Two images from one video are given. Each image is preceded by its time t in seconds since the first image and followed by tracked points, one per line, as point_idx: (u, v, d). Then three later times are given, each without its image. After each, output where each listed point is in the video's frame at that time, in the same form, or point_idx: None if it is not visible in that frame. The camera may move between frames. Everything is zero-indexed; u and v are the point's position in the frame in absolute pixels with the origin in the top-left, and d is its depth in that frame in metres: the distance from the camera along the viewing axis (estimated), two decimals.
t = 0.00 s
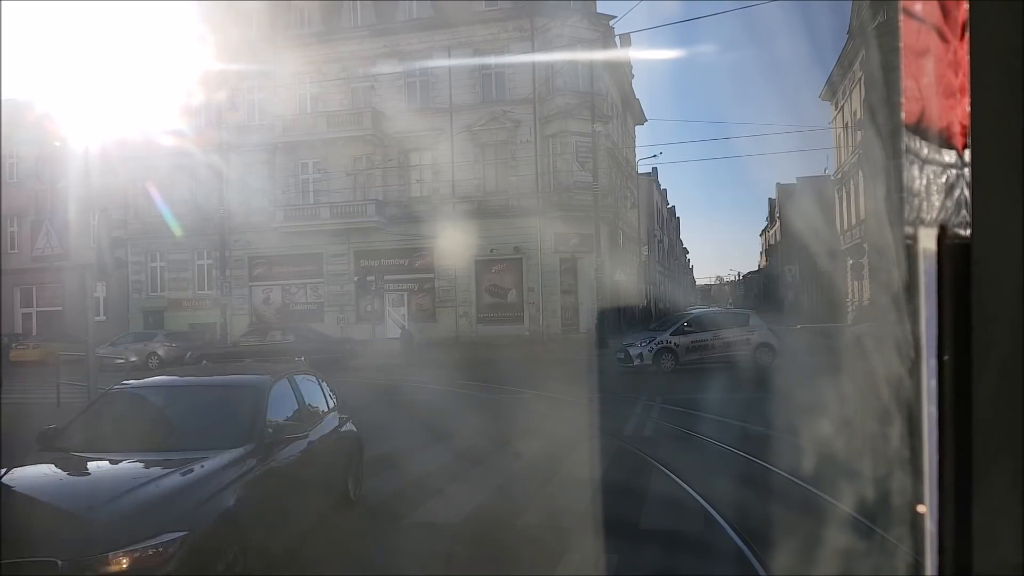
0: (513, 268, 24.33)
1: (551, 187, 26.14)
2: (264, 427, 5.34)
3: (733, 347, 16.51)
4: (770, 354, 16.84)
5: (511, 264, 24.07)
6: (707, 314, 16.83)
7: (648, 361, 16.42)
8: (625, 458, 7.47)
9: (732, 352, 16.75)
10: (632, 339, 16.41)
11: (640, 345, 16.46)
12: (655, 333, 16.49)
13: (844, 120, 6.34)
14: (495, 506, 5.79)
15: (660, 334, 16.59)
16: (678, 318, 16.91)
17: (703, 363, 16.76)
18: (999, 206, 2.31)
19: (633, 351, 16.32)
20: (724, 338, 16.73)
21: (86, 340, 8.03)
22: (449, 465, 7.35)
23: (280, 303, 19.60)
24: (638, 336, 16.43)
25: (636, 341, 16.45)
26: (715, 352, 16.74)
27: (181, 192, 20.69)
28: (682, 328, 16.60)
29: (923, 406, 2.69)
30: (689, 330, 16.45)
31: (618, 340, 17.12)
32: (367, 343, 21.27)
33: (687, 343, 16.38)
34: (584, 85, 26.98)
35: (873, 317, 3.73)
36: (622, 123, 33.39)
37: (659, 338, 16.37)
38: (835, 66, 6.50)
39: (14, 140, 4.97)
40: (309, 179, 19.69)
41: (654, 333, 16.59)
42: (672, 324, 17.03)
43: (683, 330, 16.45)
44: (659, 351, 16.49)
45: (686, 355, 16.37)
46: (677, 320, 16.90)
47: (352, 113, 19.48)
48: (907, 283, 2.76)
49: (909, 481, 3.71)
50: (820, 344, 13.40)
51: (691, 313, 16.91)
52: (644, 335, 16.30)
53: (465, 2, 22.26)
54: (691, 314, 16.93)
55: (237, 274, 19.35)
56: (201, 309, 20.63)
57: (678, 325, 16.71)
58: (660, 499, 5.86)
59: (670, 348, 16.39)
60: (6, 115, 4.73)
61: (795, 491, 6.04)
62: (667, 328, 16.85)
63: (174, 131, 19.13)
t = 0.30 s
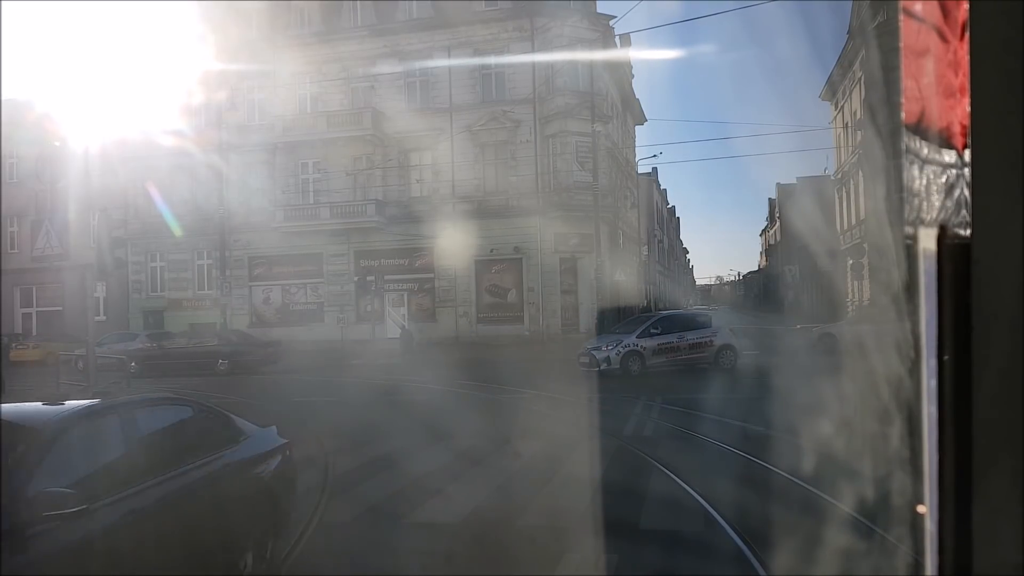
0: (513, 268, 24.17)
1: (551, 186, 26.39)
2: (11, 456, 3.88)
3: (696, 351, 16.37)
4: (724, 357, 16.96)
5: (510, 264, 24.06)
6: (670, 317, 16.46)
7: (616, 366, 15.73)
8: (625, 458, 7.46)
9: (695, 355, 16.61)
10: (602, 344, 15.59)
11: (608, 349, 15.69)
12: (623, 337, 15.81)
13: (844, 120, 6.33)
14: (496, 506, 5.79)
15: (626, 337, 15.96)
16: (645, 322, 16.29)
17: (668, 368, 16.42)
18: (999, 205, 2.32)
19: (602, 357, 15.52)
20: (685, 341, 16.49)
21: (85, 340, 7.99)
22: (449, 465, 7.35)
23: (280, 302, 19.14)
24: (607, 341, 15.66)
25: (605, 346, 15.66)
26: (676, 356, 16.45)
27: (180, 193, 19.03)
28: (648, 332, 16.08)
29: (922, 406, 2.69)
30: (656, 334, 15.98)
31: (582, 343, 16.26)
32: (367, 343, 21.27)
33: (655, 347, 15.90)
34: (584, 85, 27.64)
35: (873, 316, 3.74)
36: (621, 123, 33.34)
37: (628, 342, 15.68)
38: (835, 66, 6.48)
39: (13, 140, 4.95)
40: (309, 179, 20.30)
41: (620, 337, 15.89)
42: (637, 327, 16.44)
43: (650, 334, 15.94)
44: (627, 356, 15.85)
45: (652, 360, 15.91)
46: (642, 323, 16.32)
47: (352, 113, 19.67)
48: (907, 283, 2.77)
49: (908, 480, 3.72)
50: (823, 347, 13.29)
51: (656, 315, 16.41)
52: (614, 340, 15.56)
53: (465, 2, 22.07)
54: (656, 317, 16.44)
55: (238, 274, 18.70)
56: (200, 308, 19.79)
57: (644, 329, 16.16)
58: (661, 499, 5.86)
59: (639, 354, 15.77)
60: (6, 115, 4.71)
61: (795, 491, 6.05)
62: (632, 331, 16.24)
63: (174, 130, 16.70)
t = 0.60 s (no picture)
0: (513, 268, 24.28)
1: (551, 187, 25.70)
2: None
3: (665, 351, 15.52)
4: (693, 359, 16.05)
5: (510, 264, 24.20)
6: (637, 317, 15.45)
7: (580, 370, 14.78)
8: (625, 458, 7.46)
9: (666, 356, 15.69)
10: (566, 349, 14.63)
11: (572, 353, 14.73)
12: (587, 340, 14.81)
13: (844, 120, 6.33)
14: (496, 506, 5.79)
15: (594, 340, 14.91)
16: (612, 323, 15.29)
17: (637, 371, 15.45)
18: (1000, 207, 2.33)
19: (566, 362, 14.58)
20: (653, 342, 15.52)
21: (85, 340, 7.99)
22: (448, 465, 7.35)
23: (280, 303, 19.88)
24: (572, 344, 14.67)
25: (569, 350, 14.72)
26: (644, 358, 15.47)
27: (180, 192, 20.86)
28: (615, 334, 15.08)
29: (922, 407, 2.69)
30: (622, 336, 15.01)
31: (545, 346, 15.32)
32: (367, 343, 20.92)
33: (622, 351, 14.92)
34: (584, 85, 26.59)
35: (873, 316, 3.73)
36: (621, 123, 33.32)
37: (594, 346, 14.70)
38: (835, 66, 6.48)
39: (14, 140, 4.95)
40: (309, 179, 20.20)
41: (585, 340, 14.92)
42: (603, 328, 15.43)
43: (617, 337, 14.96)
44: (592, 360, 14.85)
45: (619, 365, 14.92)
46: (609, 325, 15.30)
47: (352, 112, 19.48)
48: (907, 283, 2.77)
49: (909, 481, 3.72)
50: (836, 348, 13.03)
51: (623, 316, 15.38)
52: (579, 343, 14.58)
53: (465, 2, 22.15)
54: (623, 318, 15.42)
55: (237, 273, 19.44)
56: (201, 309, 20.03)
57: (611, 330, 15.16)
58: (661, 499, 5.86)
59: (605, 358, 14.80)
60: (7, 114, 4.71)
61: (795, 491, 6.05)
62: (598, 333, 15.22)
63: (175, 131, 19.06)
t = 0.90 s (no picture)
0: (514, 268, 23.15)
1: (552, 186, 23.49)
2: None
3: (632, 356, 14.97)
4: (655, 363, 15.62)
5: (510, 264, 23.05)
6: (606, 320, 14.86)
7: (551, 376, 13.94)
8: (625, 458, 7.45)
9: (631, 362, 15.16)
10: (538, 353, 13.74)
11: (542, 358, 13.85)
12: (559, 344, 14.02)
13: (844, 120, 6.33)
14: (496, 507, 5.79)
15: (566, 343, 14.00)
16: (581, 326, 14.55)
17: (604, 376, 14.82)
18: (999, 207, 2.34)
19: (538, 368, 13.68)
20: (620, 346, 14.94)
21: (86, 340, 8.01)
22: (449, 465, 7.35)
23: (280, 303, 20.13)
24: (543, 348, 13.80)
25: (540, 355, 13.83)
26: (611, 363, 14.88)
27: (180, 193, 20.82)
28: (585, 338, 14.37)
29: (921, 408, 2.69)
30: (593, 340, 14.34)
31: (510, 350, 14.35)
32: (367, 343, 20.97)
33: (592, 355, 14.26)
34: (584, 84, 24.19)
35: (874, 315, 3.73)
36: (622, 123, 33.25)
37: (567, 350, 13.90)
38: (836, 65, 6.47)
39: (13, 141, 4.94)
40: (309, 180, 21.47)
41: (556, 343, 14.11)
42: (571, 331, 14.68)
43: (588, 340, 14.27)
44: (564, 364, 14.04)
45: (589, 369, 14.22)
46: (579, 328, 14.57)
47: (352, 114, 21.34)
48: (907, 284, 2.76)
49: (909, 480, 3.72)
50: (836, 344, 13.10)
51: (592, 320, 14.74)
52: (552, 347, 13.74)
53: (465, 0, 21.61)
54: (591, 321, 14.78)
55: (238, 273, 20.70)
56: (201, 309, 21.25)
57: (581, 334, 14.45)
58: (661, 499, 5.86)
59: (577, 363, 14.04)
60: (6, 115, 4.69)
61: (795, 491, 6.05)
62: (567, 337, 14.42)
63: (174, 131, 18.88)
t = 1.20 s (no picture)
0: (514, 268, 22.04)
1: (552, 186, 22.32)
2: None
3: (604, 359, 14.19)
4: (622, 367, 14.79)
5: (510, 265, 21.99)
6: (577, 321, 13.87)
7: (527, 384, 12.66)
8: (625, 458, 7.46)
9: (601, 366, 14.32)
10: (513, 358, 12.46)
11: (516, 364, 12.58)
12: (533, 348, 12.83)
13: (843, 121, 6.35)
14: (496, 506, 5.79)
15: (541, 347, 12.81)
16: (553, 329, 13.41)
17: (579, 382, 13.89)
18: (1000, 207, 2.34)
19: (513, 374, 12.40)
20: (591, 349, 13.99)
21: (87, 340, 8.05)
22: (449, 465, 7.35)
23: (280, 303, 21.44)
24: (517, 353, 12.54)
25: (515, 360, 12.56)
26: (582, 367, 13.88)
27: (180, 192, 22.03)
28: (559, 341, 13.28)
29: (921, 408, 2.68)
30: (567, 343, 13.28)
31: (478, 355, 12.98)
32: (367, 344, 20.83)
33: (567, 358, 13.20)
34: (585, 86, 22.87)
35: (874, 316, 3.73)
36: (621, 123, 33.25)
37: (543, 354, 12.72)
38: (835, 66, 6.48)
39: (14, 140, 4.96)
40: (309, 179, 21.82)
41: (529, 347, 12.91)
42: (542, 334, 13.53)
43: (563, 343, 13.20)
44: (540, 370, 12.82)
45: (564, 374, 13.14)
46: (550, 331, 13.42)
47: (351, 114, 21.20)
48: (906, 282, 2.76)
49: (909, 480, 3.72)
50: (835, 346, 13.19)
51: (562, 321, 13.71)
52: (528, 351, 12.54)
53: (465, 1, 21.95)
54: (561, 323, 13.73)
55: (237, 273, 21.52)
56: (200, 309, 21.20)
57: (554, 337, 13.33)
58: (661, 499, 5.85)
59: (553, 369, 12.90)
60: (7, 115, 4.72)
61: (794, 491, 6.05)
62: (539, 340, 13.24)
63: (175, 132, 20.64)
